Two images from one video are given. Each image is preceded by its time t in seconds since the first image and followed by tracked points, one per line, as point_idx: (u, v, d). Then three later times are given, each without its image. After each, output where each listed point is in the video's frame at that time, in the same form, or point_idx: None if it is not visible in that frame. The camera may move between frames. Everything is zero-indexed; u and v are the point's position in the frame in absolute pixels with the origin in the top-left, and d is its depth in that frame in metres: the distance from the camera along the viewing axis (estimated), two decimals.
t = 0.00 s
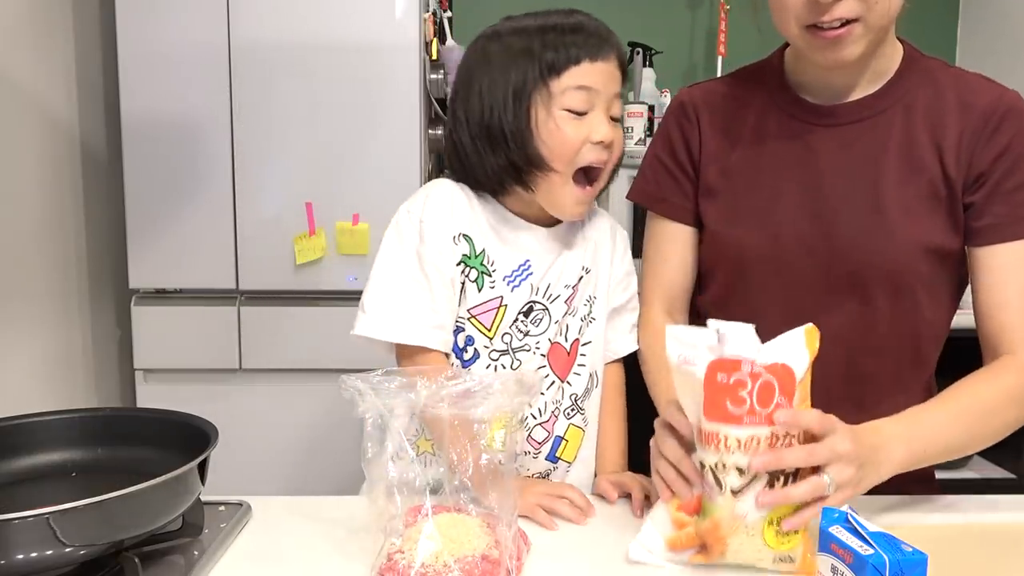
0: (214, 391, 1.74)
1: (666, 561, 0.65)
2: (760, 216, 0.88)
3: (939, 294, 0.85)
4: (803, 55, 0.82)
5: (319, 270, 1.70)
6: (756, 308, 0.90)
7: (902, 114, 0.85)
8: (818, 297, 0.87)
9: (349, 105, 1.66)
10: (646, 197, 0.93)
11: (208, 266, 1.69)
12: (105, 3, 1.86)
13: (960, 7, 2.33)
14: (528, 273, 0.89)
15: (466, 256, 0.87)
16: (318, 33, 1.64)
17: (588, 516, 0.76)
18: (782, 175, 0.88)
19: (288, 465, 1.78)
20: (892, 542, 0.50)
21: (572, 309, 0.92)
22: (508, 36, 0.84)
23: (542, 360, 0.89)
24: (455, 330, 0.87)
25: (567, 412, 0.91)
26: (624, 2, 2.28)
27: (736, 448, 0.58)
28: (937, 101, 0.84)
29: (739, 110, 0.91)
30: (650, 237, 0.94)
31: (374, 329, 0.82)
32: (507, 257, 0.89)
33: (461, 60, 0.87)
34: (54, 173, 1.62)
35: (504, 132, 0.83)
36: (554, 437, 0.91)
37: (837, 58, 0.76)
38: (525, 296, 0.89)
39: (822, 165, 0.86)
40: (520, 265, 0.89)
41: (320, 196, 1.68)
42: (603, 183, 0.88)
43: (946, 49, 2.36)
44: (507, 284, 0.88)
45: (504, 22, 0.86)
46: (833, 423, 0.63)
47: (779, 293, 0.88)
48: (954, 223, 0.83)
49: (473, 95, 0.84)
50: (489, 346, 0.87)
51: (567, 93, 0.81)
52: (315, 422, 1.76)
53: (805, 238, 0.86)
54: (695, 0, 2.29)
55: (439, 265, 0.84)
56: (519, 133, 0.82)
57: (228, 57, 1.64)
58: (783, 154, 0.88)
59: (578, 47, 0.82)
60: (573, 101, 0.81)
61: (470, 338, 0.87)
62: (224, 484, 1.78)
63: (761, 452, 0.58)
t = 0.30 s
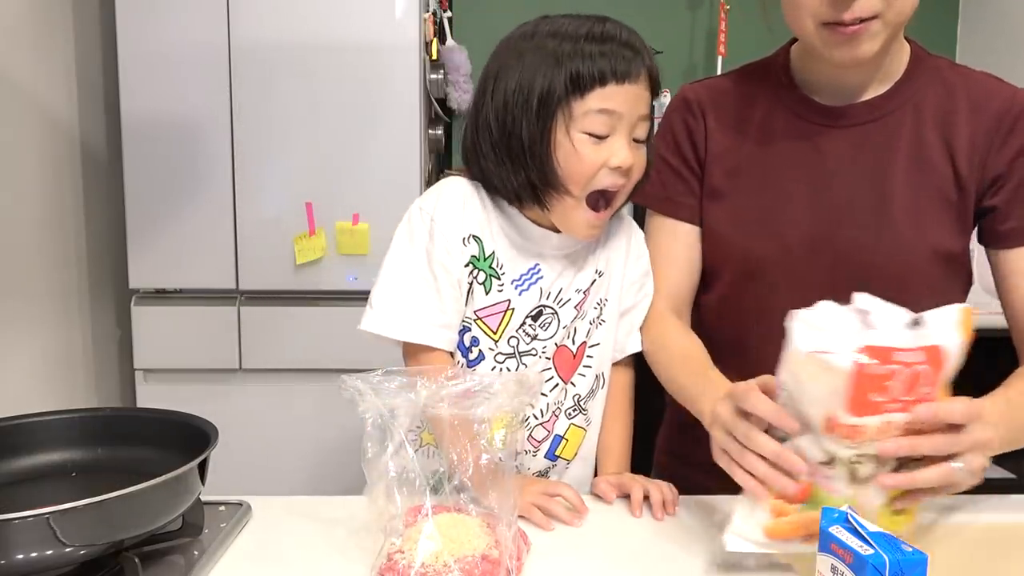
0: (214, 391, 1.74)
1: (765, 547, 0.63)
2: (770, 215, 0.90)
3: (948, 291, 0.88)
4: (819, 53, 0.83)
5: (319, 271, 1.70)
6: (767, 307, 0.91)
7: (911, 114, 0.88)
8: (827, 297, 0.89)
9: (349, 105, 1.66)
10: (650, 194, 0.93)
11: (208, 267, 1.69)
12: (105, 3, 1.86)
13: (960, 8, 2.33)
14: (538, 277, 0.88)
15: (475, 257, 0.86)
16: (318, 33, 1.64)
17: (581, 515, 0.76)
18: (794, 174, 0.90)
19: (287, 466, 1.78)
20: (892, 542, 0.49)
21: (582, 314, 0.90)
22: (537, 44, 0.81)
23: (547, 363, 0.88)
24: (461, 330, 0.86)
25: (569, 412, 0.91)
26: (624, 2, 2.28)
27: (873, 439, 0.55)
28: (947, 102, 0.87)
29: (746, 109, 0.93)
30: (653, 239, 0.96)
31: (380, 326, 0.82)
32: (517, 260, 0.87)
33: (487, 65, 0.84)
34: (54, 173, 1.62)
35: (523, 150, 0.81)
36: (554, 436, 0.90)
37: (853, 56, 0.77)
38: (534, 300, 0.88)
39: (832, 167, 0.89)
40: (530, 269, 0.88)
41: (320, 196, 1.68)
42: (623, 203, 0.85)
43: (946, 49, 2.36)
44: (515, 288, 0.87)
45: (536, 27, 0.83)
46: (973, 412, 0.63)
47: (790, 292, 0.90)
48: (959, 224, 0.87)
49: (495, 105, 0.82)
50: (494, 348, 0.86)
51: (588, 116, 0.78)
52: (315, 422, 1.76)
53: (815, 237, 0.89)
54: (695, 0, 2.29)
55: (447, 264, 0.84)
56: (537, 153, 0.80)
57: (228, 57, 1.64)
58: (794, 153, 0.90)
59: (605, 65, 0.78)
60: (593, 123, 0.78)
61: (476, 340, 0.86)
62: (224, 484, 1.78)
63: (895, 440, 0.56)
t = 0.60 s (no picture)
0: (214, 391, 1.74)
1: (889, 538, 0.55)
2: (793, 231, 0.81)
3: (967, 303, 0.84)
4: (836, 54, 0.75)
5: (319, 270, 1.70)
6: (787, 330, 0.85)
7: (934, 118, 0.81)
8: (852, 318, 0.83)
9: (349, 105, 1.66)
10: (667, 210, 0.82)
11: (208, 267, 1.69)
12: (105, 3, 1.86)
13: (959, 8, 2.33)
14: (541, 279, 0.91)
15: (480, 258, 0.89)
16: (317, 33, 1.64)
17: (576, 517, 0.75)
18: (811, 185, 0.81)
19: (288, 466, 1.78)
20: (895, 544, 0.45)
21: (584, 315, 0.93)
22: (545, 54, 0.85)
23: (549, 361, 0.91)
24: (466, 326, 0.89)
25: (571, 407, 0.93)
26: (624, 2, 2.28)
27: None
28: (969, 106, 0.80)
29: (762, 111, 0.83)
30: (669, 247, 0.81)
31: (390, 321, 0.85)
32: (521, 261, 0.91)
33: (499, 72, 0.88)
34: (54, 173, 1.61)
35: (529, 158, 0.85)
36: (554, 430, 0.92)
37: (880, 56, 0.69)
38: (537, 301, 0.91)
39: (858, 179, 0.81)
40: (534, 270, 0.91)
41: (320, 196, 1.68)
42: (625, 209, 0.89)
43: (946, 49, 2.36)
44: (518, 288, 0.90)
45: (546, 37, 0.87)
46: None
47: (813, 314, 0.83)
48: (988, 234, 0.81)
49: (505, 114, 0.86)
50: (496, 346, 0.89)
51: (592, 127, 0.82)
52: (315, 422, 1.76)
53: (838, 255, 0.81)
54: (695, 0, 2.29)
55: (453, 263, 0.86)
56: (542, 162, 0.84)
57: (228, 57, 1.64)
58: (813, 162, 0.82)
59: (610, 78, 0.82)
60: (596, 135, 0.82)
61: (479, 337, 0.90)
62: (224, 484, 1.78)
63: None
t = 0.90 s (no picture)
0: (214, 391, 1.74)
1: None
2: (802, 238, 0.81)
3: (976, 312, 0.84)
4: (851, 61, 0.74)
5: (319, 271, 1.70)
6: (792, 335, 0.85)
7: (950, 127, 0.80)
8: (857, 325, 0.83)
9: (349, 105, 1.66)
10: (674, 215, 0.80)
11: (208, 267, 1.69)
12: (105, 3, 1.86)
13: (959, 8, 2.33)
14: (524, 273, 0.94)
15: (467, 256, 0.93)
16: (316, 33, 1.64)
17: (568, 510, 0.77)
18: (821, 194, 0.81)
19: (289, 466, 1.78)
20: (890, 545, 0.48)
21: (570, 307, 0.96)
22: (515, 45, 0.88)
23: (537, 353, 0.94)
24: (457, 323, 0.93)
25: (559, 398, 0.96)
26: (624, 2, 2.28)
27: None
28: (986, 116, 0.80)
29: (774, 114, 0.82)
30: (683, 249, 0.78)
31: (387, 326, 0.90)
32: (505, 257, 0.94)
33: (474, 66, 0.92)
34: (54, 173, 1.61)
35: (504, 144, 0.88)
36: (544, 420, 0.95)
37: (897, 63, 0.68)
38: (522, 294, 0.93)
39: (870, 187, 0.80)
40: (517, 264, 0.94)
41: (320, 196, 1.68)
42: (599, 193, 0.92)
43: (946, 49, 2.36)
44: (504, 284, 0.93)
45: (516, 29, 0.90)
46: None
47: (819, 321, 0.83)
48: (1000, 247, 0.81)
49: (480, 103, 0.90)
50: (485, 338, 0.93)
51: (561, 111, 0.86)
52: (315, 422, 1.76)
53: (847, 264, 0.81)
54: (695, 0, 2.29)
55: (442, 263, 0.90)
56: (516, 146, 0.88)
57: (228, 57, 1.64)
58: (823, 170, 0.81)
59: (576, 65, 0.86)
60: (564, 119, 0.86)
61: (468, 332, 0.93)
62: (224, 484, 1.78)
63: None
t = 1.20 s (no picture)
0: (214, 391, 1.74)
1: None
2: (795, 242, 0.82)
3: (973, 322, 0.84)
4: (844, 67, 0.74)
5: (319, 270, 1.70)
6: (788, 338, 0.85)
7: (946, 134, 0.81)
8: (852, 330, 0.83)
9: (349, 105, 1.66)
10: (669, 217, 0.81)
11: (208, 267, 1.69)
12: (105, 3, 1.86)
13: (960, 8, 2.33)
14: (485, 268, 1.01)
15: (422, 263, 1.00)
16: (316, 33, 1.64)
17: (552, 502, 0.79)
18: (815, 201, 0.81)
19: (289, 467, 1.78)
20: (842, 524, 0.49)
21: (535, 299, 1.02)
22: (468, 36, 0.95)
23: (508, 347, 0.99)
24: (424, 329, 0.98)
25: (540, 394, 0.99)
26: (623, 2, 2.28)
27: None
28: (984, 123, 0.80)
29: (767, 116, 0.83)
30: (676, 256, 0.79)
31: (356, 343, 0.96)
32: (462, 258, 1.01)
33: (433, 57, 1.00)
34: (54, 173, 1.61)
35: (455, 130, 0.95)
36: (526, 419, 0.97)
37: (887, 74, 0.68)
38: (485, 289, 1.00)
39: (864, 192, 0.81)
40: (477, 261, 1.01)
41: (320, 196, 1.68)
42: (551, 180, 0.98)
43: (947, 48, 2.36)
44: (466, 280, 1.00)
45: (472, 22, 0.97)
46: None
47: (813, 325, 0.84)
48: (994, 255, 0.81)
49: (436, 90, 0.97)
50: (455, 337, 0.98)
51: (505, 99, 0.92)
52: (315, 422, 1.76)
53: (842, 268, 0.82)
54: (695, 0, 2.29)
55: (394, 274, 0.97)
56: (466, 131, 0.95)
57: (228, 57, 1.64)
58: (817, 176, 0.81)
59: (519, 56, 0.92)
60: (509, 107, 0.92)
61: (439, 335, 0.98)
62: (225, 484, 1.78)
63: None
